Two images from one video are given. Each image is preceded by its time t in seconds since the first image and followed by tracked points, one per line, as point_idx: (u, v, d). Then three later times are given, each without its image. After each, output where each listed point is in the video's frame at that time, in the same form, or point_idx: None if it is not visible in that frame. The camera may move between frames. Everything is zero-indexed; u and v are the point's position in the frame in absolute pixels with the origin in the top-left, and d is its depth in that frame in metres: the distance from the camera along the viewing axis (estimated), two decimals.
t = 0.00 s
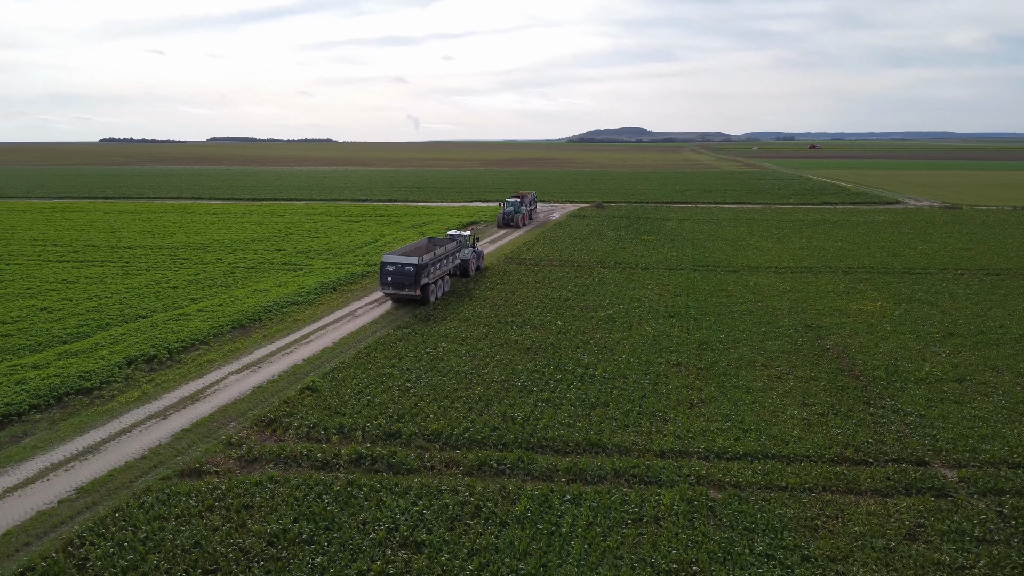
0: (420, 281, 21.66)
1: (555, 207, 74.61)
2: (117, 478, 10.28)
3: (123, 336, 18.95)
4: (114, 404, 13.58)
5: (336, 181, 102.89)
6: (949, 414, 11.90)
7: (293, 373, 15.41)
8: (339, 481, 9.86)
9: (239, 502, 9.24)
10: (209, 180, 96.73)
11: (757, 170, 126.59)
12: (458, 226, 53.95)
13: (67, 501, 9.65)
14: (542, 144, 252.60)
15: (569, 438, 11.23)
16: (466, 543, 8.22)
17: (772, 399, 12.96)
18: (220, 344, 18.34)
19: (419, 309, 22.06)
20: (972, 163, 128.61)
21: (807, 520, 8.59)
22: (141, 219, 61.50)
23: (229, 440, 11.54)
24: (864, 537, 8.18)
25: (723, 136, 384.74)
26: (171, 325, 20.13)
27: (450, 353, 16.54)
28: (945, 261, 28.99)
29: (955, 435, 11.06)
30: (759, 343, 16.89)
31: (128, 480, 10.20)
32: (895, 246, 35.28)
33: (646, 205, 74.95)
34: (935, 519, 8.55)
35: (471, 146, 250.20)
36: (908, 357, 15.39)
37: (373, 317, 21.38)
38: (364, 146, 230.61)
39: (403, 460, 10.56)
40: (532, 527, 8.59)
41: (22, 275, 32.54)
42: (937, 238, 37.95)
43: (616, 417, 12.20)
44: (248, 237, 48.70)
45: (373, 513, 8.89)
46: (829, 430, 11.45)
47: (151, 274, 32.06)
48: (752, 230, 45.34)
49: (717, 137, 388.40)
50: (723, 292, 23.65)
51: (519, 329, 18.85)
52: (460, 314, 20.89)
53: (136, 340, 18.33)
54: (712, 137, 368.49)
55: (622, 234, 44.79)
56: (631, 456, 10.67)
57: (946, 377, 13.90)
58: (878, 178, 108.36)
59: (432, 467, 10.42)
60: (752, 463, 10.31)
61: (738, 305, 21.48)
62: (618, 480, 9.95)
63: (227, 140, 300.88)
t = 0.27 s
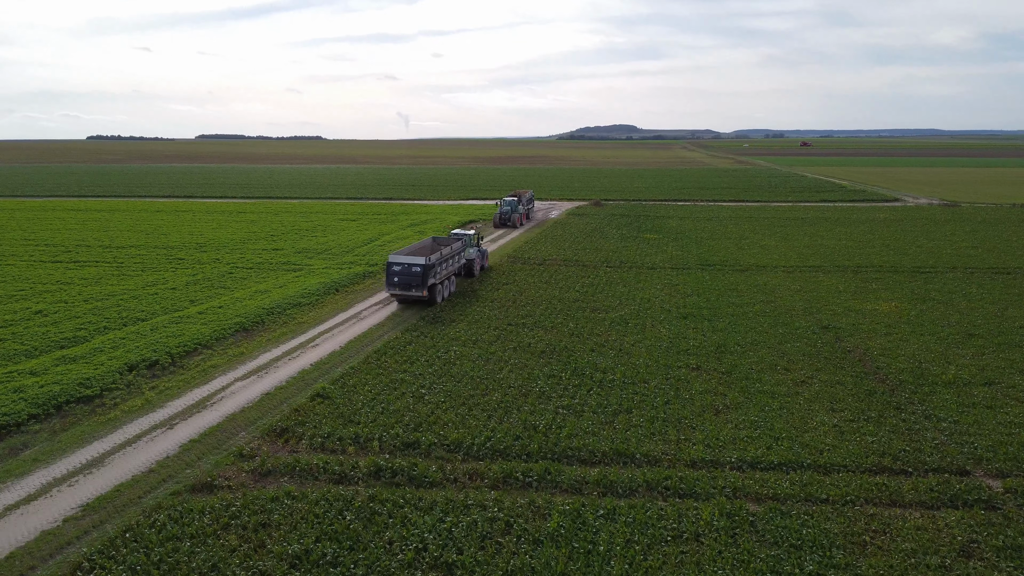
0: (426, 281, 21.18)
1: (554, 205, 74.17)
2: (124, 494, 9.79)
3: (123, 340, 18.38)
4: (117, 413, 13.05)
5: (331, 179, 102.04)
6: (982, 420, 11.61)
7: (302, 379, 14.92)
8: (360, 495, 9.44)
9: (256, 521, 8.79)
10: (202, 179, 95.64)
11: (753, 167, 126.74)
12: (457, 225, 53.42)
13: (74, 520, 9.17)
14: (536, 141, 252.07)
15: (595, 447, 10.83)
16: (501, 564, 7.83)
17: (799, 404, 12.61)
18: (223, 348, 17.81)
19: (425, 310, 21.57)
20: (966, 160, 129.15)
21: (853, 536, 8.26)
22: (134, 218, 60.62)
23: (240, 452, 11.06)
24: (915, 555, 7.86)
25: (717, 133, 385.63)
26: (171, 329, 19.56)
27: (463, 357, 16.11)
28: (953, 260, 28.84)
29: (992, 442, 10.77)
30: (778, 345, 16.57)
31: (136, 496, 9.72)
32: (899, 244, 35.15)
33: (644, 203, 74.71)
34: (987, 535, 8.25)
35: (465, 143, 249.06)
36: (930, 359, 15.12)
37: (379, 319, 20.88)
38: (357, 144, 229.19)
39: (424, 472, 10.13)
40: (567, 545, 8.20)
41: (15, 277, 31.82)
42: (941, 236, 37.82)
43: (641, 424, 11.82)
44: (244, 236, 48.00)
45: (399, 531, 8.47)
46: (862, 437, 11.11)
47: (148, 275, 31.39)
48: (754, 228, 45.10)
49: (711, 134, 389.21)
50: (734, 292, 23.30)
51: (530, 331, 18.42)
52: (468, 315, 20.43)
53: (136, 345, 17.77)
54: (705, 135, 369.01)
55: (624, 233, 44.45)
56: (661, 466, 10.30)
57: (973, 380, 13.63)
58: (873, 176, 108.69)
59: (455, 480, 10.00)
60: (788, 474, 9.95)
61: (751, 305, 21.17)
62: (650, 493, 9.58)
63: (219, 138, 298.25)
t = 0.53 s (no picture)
0: (435, 282, 20.76)
1: (553, 203, 73.74)
2: (135, 511, 9.30)
3: (124, 344, 17.83)
4: (122, 423, 12.52)
5: (326, 177, 101.16)
6: (1020, 427, 11.31)
7: (312, 386, 14.41)
8: (385, 511, 9.00)
9: (278, 541, 8.34)
10: (196, 177, 94.59)
11: (749, 164, 126.69)
12: (457, 223, 52.88)
13: (82, 540, 8.67)
14: (531, 139, 251.54)
15: (625, 458, 10.42)
16: None
17: (829, 410, 12.27)
18: (228, 352, 17.29)
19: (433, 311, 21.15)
20: (961, 157, 129.64)
21: (906, 554, 7.92)
22: (128, 217, 59.72)
23: (254, 465, 10.59)
24: None
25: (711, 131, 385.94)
26: (174, 332, 19.00)
27: (477, 361, 15.67)
28: (962, 259, 28.62)
29: None
30: (799, 348, 16.24)
31: (148, 514, 9.25)
32: (906, 242, 34.99)
33: (643, 201, 74.39)
34: None
35: (461, 141, 247.91)
36: (957, 362, 14.82)
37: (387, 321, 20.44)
38: (351, 141, 227.93)
39: (450, 485, 9.69)
40: (608, 565, 7.80)
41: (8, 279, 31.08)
42: (946, 234, 37.64)
43: (669, 432, 11.43)
44: (241, 236, 47.29)
45: (430, 551, 8.06)
46: (900, 445, 10.77)
47: (145, 276, 30.74)
48: (758, 226, 44.82)
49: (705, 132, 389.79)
50: (746, 292, 22.95)
51: (544, 334, 18.00)
52: (478, 317, 19.98)
53: (138, 349, 17.20)
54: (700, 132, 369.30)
55: (627, 231, 44.10)
56: (696, 478, 9.90)
57: (1004, 384, 13.33)
58: (870, 173, 108.89)
59: (482, 493, 9.58)
60: (828, 485, 9.59)
61: (766, 306, 20.83)
62: (687, 506, 9.20)
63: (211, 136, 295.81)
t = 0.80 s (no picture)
0: (444, 282, 20.34)
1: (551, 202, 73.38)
2: (148, 532, 8.82)
3: (125, 349, 17.27)
4: (129, 434, 12.01)
5: (322, 175, 100.29)
6: None
7: (324, 393, 13.93)
8: (412, 529, 8.57)
9: (302, 564, 7.89)
10: (190, 175, 93.60)
11: (746, 162, 126.68)
12: (456, 222, 52.37)
13: (93, 564, 8.20)
14: (526, 136, 250.98)
15: (657, 469, 10.03)
16: None
17: (862, 416, 11.91)
18: (234, 357, 16.76)
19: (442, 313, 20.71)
20: (955, 155, 130.22)
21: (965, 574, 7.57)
22: (121, 216, 58.82)
23: (270, 479, 10.12)
24: None
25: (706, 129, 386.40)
26: (176, 336, 18.45)
27: (492, 366, 15.23)
28: (972, 258, 28.40)
29: None
30: (820, 350, 15.91)
31: (162, 534, 8.78)
32: (912, 240, 34.79)
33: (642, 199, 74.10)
34: None
35: (453, 139, 247.15)
36: (984, 364, 14.52)
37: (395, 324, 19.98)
38: (345, 139, 226.68)
39: (479, 500, 9.27)
40: None
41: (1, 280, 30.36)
42: (949, 232, 37.54)
43: (700, 441, 11.04)
44: (238, 235, 46.58)
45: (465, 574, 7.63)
46: (940, 453, 10.42)
47: (142, 277, 30.11)
48: (761, 225, 44.57)
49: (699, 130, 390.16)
50: (759, 293, 22.61)
51: (558, 337, 17.57)
52: (489, 320, 19.54)
53: (140, 355, 16.65)
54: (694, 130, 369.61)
55: (629, 230, 43.76)
56: (734, 490, 9.52)
57: None
58: (866, 170, 109.05)
59: (512, 508, 9.16)
60: (872, 497, 9.22)
61: (781, 307, 20.51)
62: (728, 521, 8.81)
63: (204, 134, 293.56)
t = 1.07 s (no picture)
0: (454, 283, 19.95)
1: (549, 200, 72.96)
2: (163, 554, 8.35)
3: (127, 354, 16.72)
4: (135, 446, 11.49)
5: (317, 173, 99.37)
6: None
7: (337, 400, 13.44)
8: (444, 550, 8.14)
9: None
10: (183, 173, 92.57)
11: (742, 159, 126.69)
12: (456, 221, 51.85)
13: None
14: (520, 134, 250.47)
15: (693, 481, 9.63)
16: None
17: (896, 422, 11.56)
18: (240, 362, 16.23)
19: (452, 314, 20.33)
20: (949, 152, 130.70)
21: None
22: (113, 215, 57.88)
23: (288, 494, 9.64)
24: None
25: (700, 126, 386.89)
26: (179, 340, 17.91)
27: (510, 370, 14.80)
28: (981, 256, 28.22)
29: None
30: (843, 353, 15.57)
31: (178, 556, 8.30)
32: (918, 239, 34.63)
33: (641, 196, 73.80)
34: None
35: (446, 136, 246.43)
36: (1012, 367, 14.23)
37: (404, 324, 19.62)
38: (338, 137, 225.33)
39: (511, 516, 8.84)
40: None
41: None
42: (953, 231, 37.44)
43: (733, 450, 10.64)
44: (234, 235, 45.85)
45: None
46: (982, 462, 10.09)
47: (139, 278, 29.47)
48: (764, 223, 44.31)
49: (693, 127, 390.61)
50: (772, 293, 22.29)
51: (573, 340, 17.16)
52: (501, 322, 19.08)
53: (142, 360, 16.08)
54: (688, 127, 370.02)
55: (632, 229, 43.42)
56: (775, 504, 9.13)
57: None
58: (862, 168, 109.26)
59: (545, 525, 8.76)
60: (920, 511, 8.85)
61: (796, 307, 20.18)
62: (773, 537, 8.43)
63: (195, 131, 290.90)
